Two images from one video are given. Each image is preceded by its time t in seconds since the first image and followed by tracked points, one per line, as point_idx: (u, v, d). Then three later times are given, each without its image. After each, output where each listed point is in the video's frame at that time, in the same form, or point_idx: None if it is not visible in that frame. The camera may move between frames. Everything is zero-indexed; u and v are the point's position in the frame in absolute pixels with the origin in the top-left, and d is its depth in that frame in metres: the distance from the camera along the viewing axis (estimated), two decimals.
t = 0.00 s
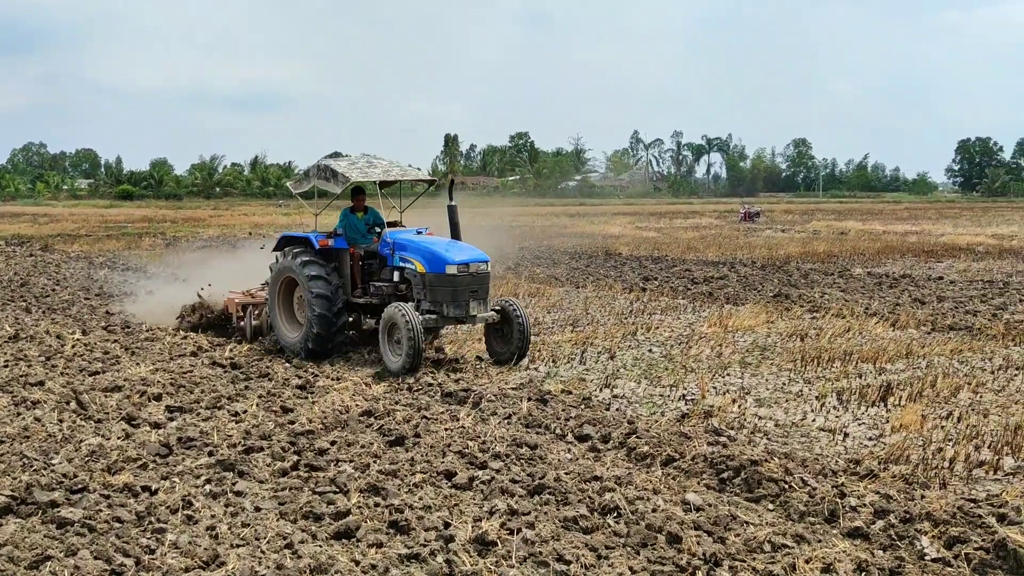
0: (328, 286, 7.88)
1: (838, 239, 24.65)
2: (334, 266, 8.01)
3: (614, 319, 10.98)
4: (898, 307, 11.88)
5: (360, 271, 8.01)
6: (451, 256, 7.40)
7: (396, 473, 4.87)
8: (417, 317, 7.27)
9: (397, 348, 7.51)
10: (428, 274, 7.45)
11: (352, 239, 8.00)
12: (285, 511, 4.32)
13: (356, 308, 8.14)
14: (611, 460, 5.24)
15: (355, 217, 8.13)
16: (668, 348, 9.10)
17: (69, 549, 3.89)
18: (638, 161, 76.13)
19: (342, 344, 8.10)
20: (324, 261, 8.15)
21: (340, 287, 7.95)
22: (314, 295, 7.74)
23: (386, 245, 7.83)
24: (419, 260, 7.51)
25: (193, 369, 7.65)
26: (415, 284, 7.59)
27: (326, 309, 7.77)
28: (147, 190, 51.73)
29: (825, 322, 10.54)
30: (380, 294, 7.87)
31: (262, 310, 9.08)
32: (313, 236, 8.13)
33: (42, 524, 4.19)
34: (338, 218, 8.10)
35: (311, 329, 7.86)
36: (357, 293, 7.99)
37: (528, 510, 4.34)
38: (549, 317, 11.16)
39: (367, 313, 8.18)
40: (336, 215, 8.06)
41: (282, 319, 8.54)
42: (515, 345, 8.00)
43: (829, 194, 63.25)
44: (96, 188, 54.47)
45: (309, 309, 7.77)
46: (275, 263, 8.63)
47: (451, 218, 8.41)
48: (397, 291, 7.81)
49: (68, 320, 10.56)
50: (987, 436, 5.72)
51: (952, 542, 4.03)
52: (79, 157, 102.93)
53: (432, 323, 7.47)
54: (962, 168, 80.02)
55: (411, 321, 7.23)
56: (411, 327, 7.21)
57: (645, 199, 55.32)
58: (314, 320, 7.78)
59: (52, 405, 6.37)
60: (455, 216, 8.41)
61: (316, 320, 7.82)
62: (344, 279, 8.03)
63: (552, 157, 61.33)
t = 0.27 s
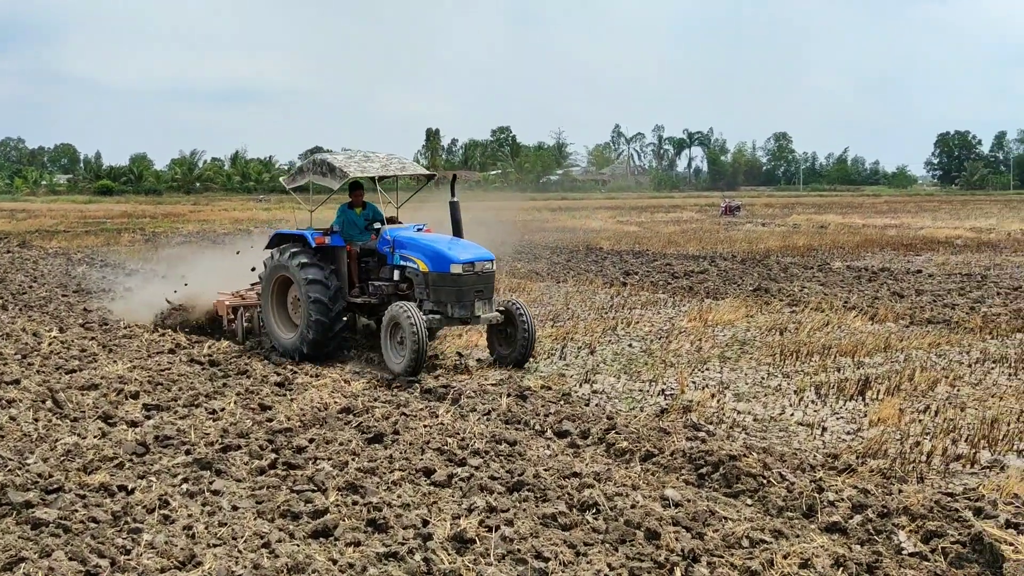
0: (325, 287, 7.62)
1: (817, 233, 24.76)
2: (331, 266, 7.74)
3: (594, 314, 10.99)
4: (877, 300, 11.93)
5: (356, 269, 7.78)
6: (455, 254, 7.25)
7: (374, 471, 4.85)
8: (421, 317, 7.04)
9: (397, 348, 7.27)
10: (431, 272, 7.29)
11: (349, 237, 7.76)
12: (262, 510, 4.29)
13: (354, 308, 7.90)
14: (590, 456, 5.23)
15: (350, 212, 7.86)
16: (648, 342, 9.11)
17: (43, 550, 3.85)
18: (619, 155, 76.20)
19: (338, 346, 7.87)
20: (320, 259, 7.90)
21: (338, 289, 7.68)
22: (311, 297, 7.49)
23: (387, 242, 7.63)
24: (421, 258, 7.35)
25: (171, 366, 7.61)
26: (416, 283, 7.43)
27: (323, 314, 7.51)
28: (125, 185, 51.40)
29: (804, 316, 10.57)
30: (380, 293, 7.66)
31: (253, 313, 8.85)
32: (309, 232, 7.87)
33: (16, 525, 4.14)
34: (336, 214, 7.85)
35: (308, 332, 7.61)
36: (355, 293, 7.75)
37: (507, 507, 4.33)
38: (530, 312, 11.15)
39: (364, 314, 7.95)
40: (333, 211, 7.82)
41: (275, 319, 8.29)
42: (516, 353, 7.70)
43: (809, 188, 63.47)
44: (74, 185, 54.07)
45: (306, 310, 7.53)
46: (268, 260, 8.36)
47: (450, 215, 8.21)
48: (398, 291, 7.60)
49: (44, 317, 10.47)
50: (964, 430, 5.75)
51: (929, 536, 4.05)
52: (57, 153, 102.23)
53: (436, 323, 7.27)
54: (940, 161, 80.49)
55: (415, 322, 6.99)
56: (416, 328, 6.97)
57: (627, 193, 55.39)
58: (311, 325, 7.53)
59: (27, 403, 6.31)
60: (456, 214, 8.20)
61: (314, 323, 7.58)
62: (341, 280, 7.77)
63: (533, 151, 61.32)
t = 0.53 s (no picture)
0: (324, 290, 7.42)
1: (797, 226, 24.85)
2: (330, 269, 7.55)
3: (576, 309, 10.99)
4: (857, 294, 11.98)
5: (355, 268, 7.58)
6: (459, 254, 6.98)
7: (354, 468, 4.83)
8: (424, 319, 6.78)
9: (398, 350, 7.01)
10: (434, 272, 7.02)
11: (347, 235, 7.56)
12: (241, 509, 4.27)
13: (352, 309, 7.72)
14: (571, 452, 5.23)
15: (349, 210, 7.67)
16: (629, 337, 9.11)
17: (19, 551, 3.82)
18: (600, 149, 76.24)
19: (336, 348, 7.69)
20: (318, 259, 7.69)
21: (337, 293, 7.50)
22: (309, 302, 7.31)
23: (387, 242, 7.39)
24: (424, 258, 7.08)
25: (149, 363, 7.56)
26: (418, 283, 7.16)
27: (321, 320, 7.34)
28: (104, 180, 51.09)
29: (785, 310, 10.60)
30: (380, 293, 7.44)
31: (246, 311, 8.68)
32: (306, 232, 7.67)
33: None
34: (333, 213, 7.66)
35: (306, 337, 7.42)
36: (354, 294, 7.57)
37: (487, 504, 4.32)
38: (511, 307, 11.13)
39: (363, 315, 7.76)
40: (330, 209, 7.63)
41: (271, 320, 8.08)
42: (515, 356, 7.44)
43: (789, 181, 63.66)
44: (52, 180, 53.69)
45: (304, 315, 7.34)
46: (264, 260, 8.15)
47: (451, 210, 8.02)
48: (398, 291, 7.38)
49: (21, 314, 10.40)
50: (942, 423, 5.78)
51: (908, 530, 4.07)
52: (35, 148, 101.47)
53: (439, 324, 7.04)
54: (919, 154, 80.92)
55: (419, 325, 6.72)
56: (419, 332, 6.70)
57: (608, 187, 55.40)
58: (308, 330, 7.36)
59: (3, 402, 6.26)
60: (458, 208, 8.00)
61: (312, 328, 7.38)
62: (340, 282, 7.59)
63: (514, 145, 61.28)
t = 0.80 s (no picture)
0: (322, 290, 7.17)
1: (777, 219, 24.95)
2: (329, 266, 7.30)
3: (557, 303, 10.98)
4: (835, 286, 12.03)
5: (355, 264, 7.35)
6: (464, 248, 6.75)
7: (334, 465, 4.81)
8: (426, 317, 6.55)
9: (401, 350, 6.78)
10: (438, 267, 6.79)
11: (347, 232, 7.40)
12: (219, 506, 4.24)
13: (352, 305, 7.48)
14: (551, 447, 5.23)
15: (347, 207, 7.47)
16: (610, 330, 9.12)
17: None
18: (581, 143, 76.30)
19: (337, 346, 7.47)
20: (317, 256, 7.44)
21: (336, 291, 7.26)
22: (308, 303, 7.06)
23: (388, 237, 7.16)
24: (427, 253, 6.85)
25: (128, 360, 7.51)
26: (421, 279, 6.93)
27: (319, 320, 7.11)
28: (83, 175, 50.78)
29: (764, 302, 10.64)
30: (381, 290, 7.17)
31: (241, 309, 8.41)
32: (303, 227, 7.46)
33: None
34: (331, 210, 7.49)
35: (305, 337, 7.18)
36: (354, 290, 7.33)
37: (467, 499, 4.30)
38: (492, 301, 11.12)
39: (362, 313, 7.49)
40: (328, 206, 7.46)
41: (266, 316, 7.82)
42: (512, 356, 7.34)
43: (769, 174, 63.90)
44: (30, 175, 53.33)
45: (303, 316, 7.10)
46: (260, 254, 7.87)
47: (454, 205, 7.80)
48: (400, 288, 7.11)
49: None
50: (920, 414, 5.81)
51: (887, 522, 4.08)
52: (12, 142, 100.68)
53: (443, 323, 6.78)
54: (898, 146, 81.35)
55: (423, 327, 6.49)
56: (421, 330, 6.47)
57: (589, 180, 55.43)
58: (304, 332, 7.14)
59: None
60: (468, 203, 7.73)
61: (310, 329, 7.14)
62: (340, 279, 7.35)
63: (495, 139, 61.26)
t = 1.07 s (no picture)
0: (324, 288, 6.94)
1: (756, 210, 25.04)
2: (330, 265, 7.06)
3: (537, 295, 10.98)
4: (814, 277, 12.08)
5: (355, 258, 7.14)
6: (472, 242, 6.55)
7: (312, 459, 4.80)
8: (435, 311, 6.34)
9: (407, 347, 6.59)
10: (445, 263, 6.59)
11: (348, 224, 7.19)
12: (196, 502, 4.22)
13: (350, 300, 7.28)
14: (531, 439, 5.22)
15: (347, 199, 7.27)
16: (591, 322, 9.12)
17: None
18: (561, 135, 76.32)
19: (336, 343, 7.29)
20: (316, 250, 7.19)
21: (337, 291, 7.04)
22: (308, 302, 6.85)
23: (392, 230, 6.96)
24: (433, 248, 6.65)
25: (104, 355, 7.45)
26: (427, 275, 6.73)
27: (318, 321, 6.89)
28: (59, 169, 50.41)
29: (743, 293, 10.67)
30: (385, 286, 6.98)
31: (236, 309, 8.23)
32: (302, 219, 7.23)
33: None
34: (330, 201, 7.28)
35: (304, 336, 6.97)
36: (355, 286, 7.13)
37: (446, 493, 4.30)
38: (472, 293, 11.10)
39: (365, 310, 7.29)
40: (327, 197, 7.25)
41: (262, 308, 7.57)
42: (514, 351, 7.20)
43: (748, 165, 64.10)
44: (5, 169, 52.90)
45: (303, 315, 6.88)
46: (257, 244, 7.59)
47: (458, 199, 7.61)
48: (405, 284, 6.92)
49: None
50: (897, 404, 5.84)
51: (864, 511, 4.10)
52: None
53: (451, 320, 6.59)
54: (876, 137, 81.75)
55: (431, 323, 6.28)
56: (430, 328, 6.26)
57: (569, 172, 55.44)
58: (305, 334, 6.93)
59: None
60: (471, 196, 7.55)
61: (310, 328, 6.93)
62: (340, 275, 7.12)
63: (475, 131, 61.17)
